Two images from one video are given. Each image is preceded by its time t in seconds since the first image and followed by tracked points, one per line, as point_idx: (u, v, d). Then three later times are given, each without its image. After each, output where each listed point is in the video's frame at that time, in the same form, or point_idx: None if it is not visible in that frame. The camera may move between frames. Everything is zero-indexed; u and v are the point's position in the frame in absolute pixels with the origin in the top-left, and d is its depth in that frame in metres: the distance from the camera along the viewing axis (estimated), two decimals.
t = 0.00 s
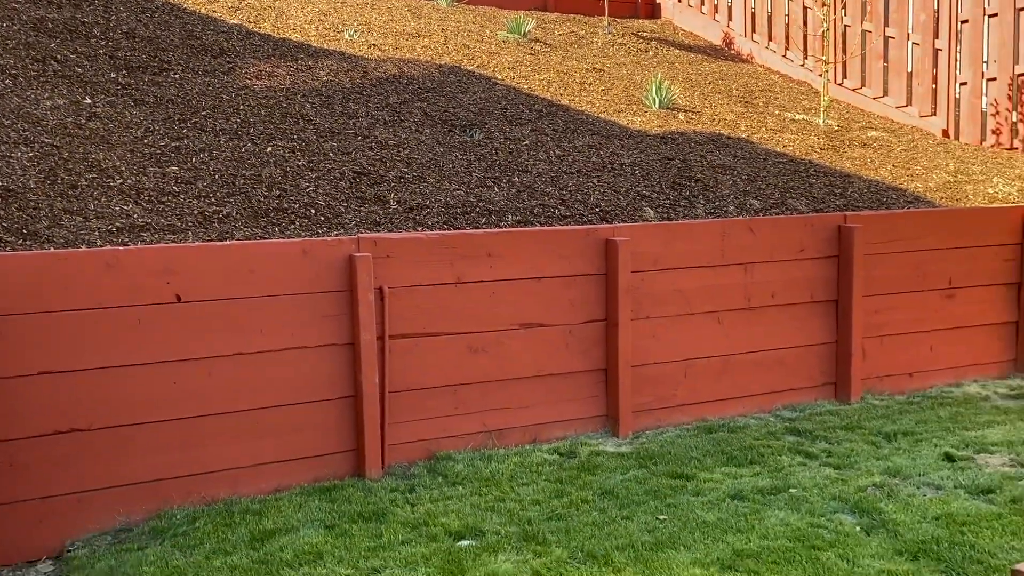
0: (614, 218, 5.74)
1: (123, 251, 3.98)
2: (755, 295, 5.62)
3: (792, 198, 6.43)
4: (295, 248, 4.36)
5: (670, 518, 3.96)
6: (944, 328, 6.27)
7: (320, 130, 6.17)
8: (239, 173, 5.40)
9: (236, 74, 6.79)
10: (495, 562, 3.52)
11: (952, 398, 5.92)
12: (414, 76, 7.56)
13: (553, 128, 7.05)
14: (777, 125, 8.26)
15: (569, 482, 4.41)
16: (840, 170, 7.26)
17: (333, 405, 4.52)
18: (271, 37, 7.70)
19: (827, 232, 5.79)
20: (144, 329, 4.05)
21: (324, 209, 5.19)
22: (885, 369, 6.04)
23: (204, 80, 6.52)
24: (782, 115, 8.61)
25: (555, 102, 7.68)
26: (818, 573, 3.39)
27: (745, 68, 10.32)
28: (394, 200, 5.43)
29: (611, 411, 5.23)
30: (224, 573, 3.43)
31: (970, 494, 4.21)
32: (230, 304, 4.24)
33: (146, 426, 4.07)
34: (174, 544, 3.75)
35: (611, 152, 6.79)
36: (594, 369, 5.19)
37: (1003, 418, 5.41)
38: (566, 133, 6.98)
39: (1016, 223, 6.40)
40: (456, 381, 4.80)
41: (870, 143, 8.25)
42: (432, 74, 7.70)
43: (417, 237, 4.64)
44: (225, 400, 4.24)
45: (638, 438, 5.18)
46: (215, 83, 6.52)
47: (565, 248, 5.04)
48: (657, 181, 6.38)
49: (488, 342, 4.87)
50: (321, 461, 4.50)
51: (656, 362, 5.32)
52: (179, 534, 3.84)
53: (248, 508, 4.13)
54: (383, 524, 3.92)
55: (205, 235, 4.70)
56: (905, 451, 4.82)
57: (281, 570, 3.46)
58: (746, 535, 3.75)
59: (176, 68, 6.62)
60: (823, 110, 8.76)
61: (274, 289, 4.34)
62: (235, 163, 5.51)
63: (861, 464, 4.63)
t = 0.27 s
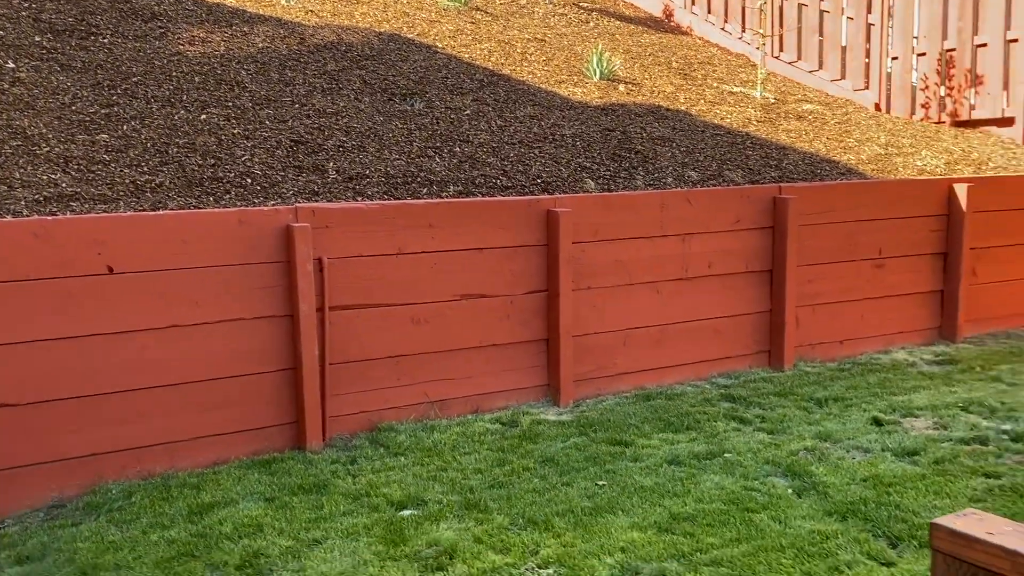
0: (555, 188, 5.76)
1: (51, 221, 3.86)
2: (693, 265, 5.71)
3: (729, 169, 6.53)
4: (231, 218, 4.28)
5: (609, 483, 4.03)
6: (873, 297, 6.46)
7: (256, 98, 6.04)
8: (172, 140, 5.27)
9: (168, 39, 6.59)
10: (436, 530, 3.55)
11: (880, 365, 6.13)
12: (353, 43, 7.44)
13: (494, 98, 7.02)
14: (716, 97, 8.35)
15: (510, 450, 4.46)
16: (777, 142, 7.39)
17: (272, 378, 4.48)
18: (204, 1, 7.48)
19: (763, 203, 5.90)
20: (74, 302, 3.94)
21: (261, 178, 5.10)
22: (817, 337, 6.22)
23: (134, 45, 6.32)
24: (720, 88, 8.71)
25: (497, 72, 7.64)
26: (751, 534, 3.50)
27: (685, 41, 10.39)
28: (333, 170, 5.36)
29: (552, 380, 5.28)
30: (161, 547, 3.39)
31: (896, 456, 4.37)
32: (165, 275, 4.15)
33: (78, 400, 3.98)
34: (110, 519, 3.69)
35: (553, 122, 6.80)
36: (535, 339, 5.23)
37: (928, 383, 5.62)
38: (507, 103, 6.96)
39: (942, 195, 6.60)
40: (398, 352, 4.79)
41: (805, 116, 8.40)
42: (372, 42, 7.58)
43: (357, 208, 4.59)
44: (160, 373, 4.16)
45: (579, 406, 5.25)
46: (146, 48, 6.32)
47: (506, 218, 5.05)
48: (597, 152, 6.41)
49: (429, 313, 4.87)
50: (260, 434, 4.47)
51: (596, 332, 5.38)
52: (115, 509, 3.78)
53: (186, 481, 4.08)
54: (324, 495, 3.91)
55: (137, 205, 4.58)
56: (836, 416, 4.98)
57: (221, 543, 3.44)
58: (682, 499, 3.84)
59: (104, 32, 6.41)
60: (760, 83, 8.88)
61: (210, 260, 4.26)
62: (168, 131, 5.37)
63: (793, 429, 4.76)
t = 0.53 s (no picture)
0: (491, 159, 5.74)
1: None
2: (629, 236, 5.77)
3: (664, 141, 6.60)
4: (160, 189, 4.17)
5: (547, 452, 4.08)
6: (803, 267, 6.62)
7: (184, 65, 5.87)
8: (96, 109, 5.10)
9: (89, 3, 6.35)
10: (374, 502, 3.55)
11: (809, 332, 6.30)
12: (285, 10, 7.27)
13: (430, 68, 6.94)
14: (651, 69, 8.40)
15: (448, 421, 4.48)
16: (710, 114, 7.48)
17: (205, 352, 4.40)
18: None
19: (697, 175, 5.98)
20: None
21: (190, 148, 4.97)
22: (748, 306, 6.36)
23: (54, 10, 6.07)
24: (655, 60, 8.76)
25: (433, 41, 7.55)
26: (684, 497, 3.58)
27: (621, 12, 10.41)
28: (265, 140, 5.25)
29: (490, 351, 5.31)
30: (91, 525, 3.32)
31: (823, 420, 4.51)
32: (90, 248, 4.02)
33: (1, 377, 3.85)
34: (37, 498, 3.59)
35: (489, 93, 6.76)
36: (473, 311, 5.23)
37: (853, 349, 5.80)
38: (444, 73, 6.89)
39: (869, 166, 6.78)
40: (334, 325, 4.75)
41: (738, 88, 8.52)
42: (304, 9, 7.41)
43: (290, 179, 4.52)
44: (87, 348, 4.05)
45: (517, 377, 5.28)
46: (66, 13, 6.08)
47: (443, 189, 5.02)
48: (534, 123, 6.41)
49: (365, 285, 4.83)
50: (193, 409, 4.39)
51: (533, 303, 5.41)
52: (42, 488, 3.68)
53: (117, 458, 3.99)
54: (259, 469, 3.87)
55: (59, 175, 4.42)
56: (766, 382, 5.12)
57: (154, 519, 3.38)
58: (618, 465, 3.91)
59: None
60: (694, 56, 8.96)
61: (138, 232, 4.14)
62: (92, 99, 5.19)
63: (725, 395, 4.88)
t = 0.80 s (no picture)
0: (424, 131, 5.69)
1: None
2: (562, 208, 5.81)
3: (596, 114, 6.63)
4: (80, 162, 4.04)
5: (482, 423, 4.11)
6: (731, 238, 6.76)
7: (103, 34, 5.67)
8: (10, 79, 4.89)
9: None
10: (309, 477, 3.53)
11: (737, 302, 6.45)
12: None
13: (361, 39, 6.83)
14: (583, 42, 8.42)
15: (383, 395, 4.47)
16: (642, 87, 7.54)
17: (131, 329, 4.29)
18: None
19: (629, 147, 6.03)
20: None
21: (112, 119, 4.81)
22: (679, 277, 6.47)
23: None
24: (588, 33, 8.78)
25: (363, 11, 7.42)
26: (617, 465, 3.65)
27: None
28: (190, 111, 5.11)
29: (424, 325, 5.30)
30: (15, 509, 3.23)
31: (750, 386, 4.64)
32: (7, 224, 3.88)
33: None
34: None
35: (421, 64, 6.69)
36: (407, 285, 5.22)
37: (779, 318, 5.96)
38: (374, 44, 6.79)
39: (794, 139, 6.93)
40: (265, 300, 4.69)
41: (669, 62, 8.60)
42: None
43: (217, 151, 4.41)
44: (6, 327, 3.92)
45: (452, 350, 5.29)
46: None
47: (375, 162, 4.97)
48: (467, 95, 6.37)
49: (296, 260, 4.77)
50: (121, 388, 4.29)
51: (468, 276, 5.42)
52: None
53: (41, 440, 3.88)
54: (190, 448, 3.81)
55: None
56: (696, 351, 5.23)
57: (81, 501, 3.31)
58: (553, 435, 3.96)
59: None
60: (626, 29, 9.00)
61: (58, 207, 4.01)
62: (5, 69, 4.98)
63: (657, 364, 4.97)
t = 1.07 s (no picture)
0: (352, 103, 5.59)
1: None
2: (493, 181, 5.80)
3: (526, 86, 6.61)
4: None
5: (416, 398, 4.10)
6: (660, 210, 6.85)
7: (11, 2, 5.43)
8: None
9: None
10: (239, 456, 3.48)
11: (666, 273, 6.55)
12: None
13: (285, 9, 6.68)
14: (513, 15, 8.37)
15: (315, 372, 4.42)
16: (571, 60, 7.55)
17: (49, 309, 4.15)
18: None
19: (559, 120, 6.04)
20: None
21: (23, 91, 4.61)
22: (610, 250, 6.54)
23: None
24: (517, 5, 8.73)
25: None
26: (549, 434, 3.69)
27: None
28: (107, 83, 4.93)
29: (356, 300, 5.26)
30: None
31: (679, 355, 4.73)
32: None
33: None
34: None
35: (348, 35, 6.58)
36: (337, 260, 5.16)
37: (707, 288, 6.08)
38: (299, 15, 6.65)
39: (720, 112, 7.04)
40: (190, 277, 4.58)
41: (598, 35, 8.62)
42: None
43: (136, 124, 4.27)
44: None
45: (384, 325, 5.26)
46: None
47: (302, 135, 4.88)
48: (395, 67, 6.29)
49: (222, 236, 4.66)
50: (40, 369, 4.15)
51: (399, 250, 5.38)
52: None
53: None
54: (114, 429, 3.72)
55: None
56: (627, 321, 5.30)
57: None
58: (486, 407, 3.98)
59: None
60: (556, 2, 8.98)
61: None
62: None
63: (588, 335, 5.03)
